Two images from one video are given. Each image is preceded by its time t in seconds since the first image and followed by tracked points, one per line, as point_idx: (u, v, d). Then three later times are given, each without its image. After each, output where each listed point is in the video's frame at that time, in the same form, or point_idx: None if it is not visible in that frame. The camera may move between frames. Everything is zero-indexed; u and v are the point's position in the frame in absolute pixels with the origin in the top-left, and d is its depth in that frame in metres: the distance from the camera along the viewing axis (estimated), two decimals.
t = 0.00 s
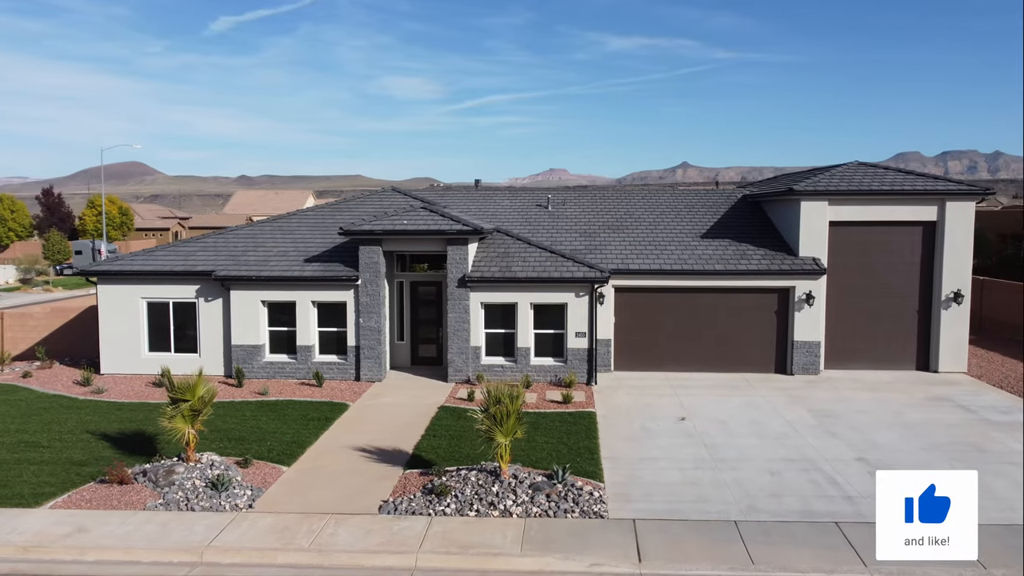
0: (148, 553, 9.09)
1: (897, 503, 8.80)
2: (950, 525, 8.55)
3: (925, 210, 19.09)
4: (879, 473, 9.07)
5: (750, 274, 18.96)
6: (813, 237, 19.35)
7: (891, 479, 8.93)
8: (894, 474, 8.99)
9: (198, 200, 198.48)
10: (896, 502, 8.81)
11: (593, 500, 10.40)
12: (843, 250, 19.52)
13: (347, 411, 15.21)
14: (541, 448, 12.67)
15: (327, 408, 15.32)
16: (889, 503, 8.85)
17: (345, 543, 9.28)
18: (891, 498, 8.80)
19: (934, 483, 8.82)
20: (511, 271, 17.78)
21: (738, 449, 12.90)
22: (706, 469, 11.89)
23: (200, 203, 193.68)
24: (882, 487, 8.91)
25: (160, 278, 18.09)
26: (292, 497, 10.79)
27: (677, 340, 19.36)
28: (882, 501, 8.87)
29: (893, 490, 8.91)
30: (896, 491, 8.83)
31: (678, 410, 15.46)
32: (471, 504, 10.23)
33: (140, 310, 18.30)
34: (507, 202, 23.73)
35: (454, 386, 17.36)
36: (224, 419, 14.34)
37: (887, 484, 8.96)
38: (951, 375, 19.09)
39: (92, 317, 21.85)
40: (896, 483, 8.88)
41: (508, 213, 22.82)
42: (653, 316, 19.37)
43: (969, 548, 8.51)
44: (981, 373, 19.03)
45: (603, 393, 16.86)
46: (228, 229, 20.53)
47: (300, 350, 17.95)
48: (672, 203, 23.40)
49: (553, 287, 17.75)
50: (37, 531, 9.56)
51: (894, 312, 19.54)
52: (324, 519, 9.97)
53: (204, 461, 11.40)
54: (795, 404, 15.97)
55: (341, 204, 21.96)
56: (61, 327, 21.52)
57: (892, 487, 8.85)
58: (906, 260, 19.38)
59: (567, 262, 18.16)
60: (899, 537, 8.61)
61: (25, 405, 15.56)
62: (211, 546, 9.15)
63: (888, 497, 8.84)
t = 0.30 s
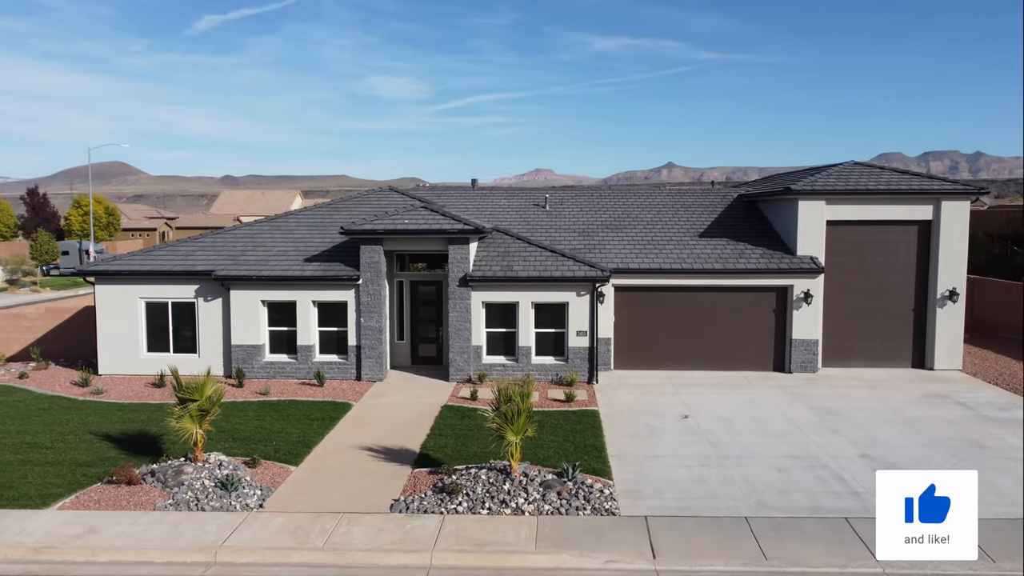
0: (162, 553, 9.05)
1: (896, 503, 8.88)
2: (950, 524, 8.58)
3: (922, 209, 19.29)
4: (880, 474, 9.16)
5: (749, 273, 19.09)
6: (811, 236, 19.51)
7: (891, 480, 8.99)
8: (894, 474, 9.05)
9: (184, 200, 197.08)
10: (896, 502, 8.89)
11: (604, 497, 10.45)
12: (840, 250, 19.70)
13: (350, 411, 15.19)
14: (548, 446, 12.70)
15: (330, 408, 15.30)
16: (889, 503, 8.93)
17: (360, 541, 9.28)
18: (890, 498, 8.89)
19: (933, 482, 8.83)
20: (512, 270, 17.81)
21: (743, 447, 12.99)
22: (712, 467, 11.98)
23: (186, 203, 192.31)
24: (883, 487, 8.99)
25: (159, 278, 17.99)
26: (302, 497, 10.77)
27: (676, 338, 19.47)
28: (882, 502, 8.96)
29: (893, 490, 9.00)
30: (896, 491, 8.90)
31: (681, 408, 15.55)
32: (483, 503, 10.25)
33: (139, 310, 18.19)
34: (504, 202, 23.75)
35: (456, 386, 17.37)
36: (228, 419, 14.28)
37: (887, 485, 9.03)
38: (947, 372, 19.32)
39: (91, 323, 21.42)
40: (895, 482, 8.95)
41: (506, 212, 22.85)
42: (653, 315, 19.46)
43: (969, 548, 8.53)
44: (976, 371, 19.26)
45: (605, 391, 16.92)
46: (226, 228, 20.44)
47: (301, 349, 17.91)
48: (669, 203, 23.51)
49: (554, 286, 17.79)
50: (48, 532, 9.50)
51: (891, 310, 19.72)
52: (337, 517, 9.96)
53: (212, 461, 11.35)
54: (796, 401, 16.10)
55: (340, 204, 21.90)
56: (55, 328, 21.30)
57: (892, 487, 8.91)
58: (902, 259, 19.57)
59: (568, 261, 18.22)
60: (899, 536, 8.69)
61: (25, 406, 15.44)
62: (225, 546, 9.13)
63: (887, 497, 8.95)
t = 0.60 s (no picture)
0: (174, 554, 9.02)
1: (896, 503, 8.23)
2: (951, 525, 7.92)
3: (917, 209, 19.50)
4: (879, 472, 8.42)
5: (747, 272, 19.22)
6: (808, 235, 19.66)
7: (890, 479, 8.24)
8: (894, 472, 8.31)
9: (170, 200, 195.71)
10: (896, 502, 8.24)
11: (614, 495, 10.50)
12: (837, 249, 19.88)
13: (353, 411, 15.16)
14: (555, 444, 12.74)
15: (333, 407, 15.25)
16: (889, 502, 8.32)
17: (373, 540, 9.28)
18: (889, 500, 8.26)
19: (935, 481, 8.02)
20: (513, 269, 17.84)
21: (747, 444, 13.09)
22: (719, 464, 12.07)
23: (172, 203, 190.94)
24: (882, 486, 8.29)
25: (158, 278, 17.89)
26: (312, 496, 10.75)
27: (675, 337, 19.58)
28: (881, 501, 8.38)
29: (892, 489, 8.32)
30: (896, 491, 8.18)
31: (683, 406, 15.64)
32: (494, 501, 10.27)
33: (137, 310, 18.07)
34: (502, 202, 23.77)
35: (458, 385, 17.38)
36: (231, 419, 14.21)
37: (887, 483, 8.30)
38: (942, 370, 19.53)
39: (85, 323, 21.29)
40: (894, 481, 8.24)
41: (504, 212, 22.87)
42: (652, 314, 19.56)
43: (972, 549, 7.85)
44: (970, 368, 19.49)
45: (606, 390, 16.99)
46: (224, 228, 20.34)
47: (301, 349, 17.85)
48: (666, 202, 23.61)
49: (555, 285, 17.83)
50: (58, 534, 9.44)
51: (887, 309, 19.92)
52: (348, 517, 9.95)
53: (220, 462, 11.31)
54: (797, 399, 16.23)
55: (338, 203, 21.85)
56: (49, 329, 21.05)
57: (892, 487, 8.16)
58: (898, 258, 19.77)
59: (569, 260, 18.27)
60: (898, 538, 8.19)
61: (23, 408, 15.30)
62: (238, 546, 9.11)
63: (888, 496, 8.33)
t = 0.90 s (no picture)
0: (187, 554, 8.98)
1: (896, 503, 8.41)
2: (951, 525, 8.06)
3: (912, 208, 19.71)
4: (880, 472, 8.62)
5: (745, 272, 19.36)
6: (805, 235, 19.83)
7: (891, 479, 8.42)
8: (894, 472, 8.51)
9: (155, 200, 194.14)
10: (896, 501, 8.42)
11: (624, 492, 10.56)
12: (833, 248, 20.05)
13: (356, 411, 15.14)
14: (561, 442, 12.79)
15: (335, 407, 15.22)
16: (889, 503, 8.50)
17: (386, 539, 9.29)
18: (889, 498, 8.43)
19: (935, 481, 8.23)
20: (514, 269, 17.88)
21: (751, 442, 13.20)
22: (724, 462, 12.17)
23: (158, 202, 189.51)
24: (883, 486, 8.46)
25: (156, 278, 17.78)
26: (321, 496, 10.74)
27: (674, 336, 19.71)
28: (881, 500, 8.56)
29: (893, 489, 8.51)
30: (896, 491, 8.37)
31: (684, 404, 15.74)
32: (505, 499, 10.31)
33: (135, 311, 17.95)
34: (499, 201, 23.78)
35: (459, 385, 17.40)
36: (234, 420, 14.16)
37: (888, 483, 8.50)
38: (937, 367, 19.75)
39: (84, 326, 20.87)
40: (894, 481, 8.42)
41: (502, 212, 22.89)
42: (649, 313, 19.68)
43: (971, 548, 7.98)
44: (965, 366, 19.72)
45: (607, 389, 17.06)
46: (221, 228, 20.24)
47: (301, 349, 17.80)
48: (663, 202, 23.71)
49: (555, 285, 17.89)
50: (68, 535, 9.38)
51: (882, 307, 20.12)
52: (360, 516, 9.95)
53: (228, 462, 11.27)
54: (796, 397, 16.37)
55: (335, 203, 21.79)
56: (44, 329, 20.90)
57: (892, 487, 8.35)
58: (893, 257, 19.97)
59: (569, 259, 18.33)
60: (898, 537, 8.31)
61: (23, 409, 15.17)
62: (251, 546, 9.09)
63: (887, 496, 8.51)
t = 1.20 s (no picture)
0: (200, 554, 8.96)
1: (896, 503, 9.16)
2: (950, 524, 8.76)
3: (907, 208, 19.93)
4: (880, 477, 9.48)
5: (742, 271, 19.50)
6: (801, 234, 19.99)
7: (891, 481, 9.32)
8: (894, 476, 9.39)
9: (140, 199, 192.53)
10: (896, 502, 9.16)
11: (633, 490, 10.62)
12: (829, 247, 20.23)
13: (359, 410, 15.12)
14: (566, 440, 12.83)
15: (338, 407, 15.19)
16: (889, 503, 9.20)
17: (399, 538, 9.30)
18: (891, 497, 9.19)
19: (933, 483, 9.19)
20: (514, 268, 17.93)
21: (755, 439, 13.31)
22: (729, 459, 12.27)
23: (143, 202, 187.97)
24: (883, 488, 9.30)
25: (155, 278, 17.67)
26: (331, 495, 10.73)
27: (672, 335, 19.83)
28: (883, 502, 9.24)
29: (892, 491, 9.30)
30: (896, 491, 9.20)
31: (686, 403, 15.84)
32: (515, 497, 10.33)
33: (133, 311, 17.83)
34: (495, 201, 23.80)
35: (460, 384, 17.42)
36: (237, 420, 14.11)
37: (888, 486, 9.34)
38: (932, 365, 19.98)
39: (73, 328, 20.74)
40: (894, 483, 9.26)
41: (498, 211, 22.92)
42: (647, 312, 19.80)
43: (970, 548, 8.62)
44: (958, 364, 19.96)
45: (608, 387, 17.14)
46: (218, 228, 20.13)
47: (300, 349, 17.75)
48: (659, 202, 23.82)
49: (555, 284, 17.95)
50: (78, 536, 9.33)
51: (877, 306, 20.32)
52: (371, 515, 9.96)
53: (235, 462, 11.23)
54: (796, 395, 16.52)
55: (332, 203, 21.73)
56: (38, 329, 20.72)
57: (892, 487, 9.23)
58: (888, 256, 20.18)
59: (569, 259, 18.39)
60: (899, 535, 8.82)
61: (21, 409, 15.05)
62: (264, 545, 9.08)
63: (888, 498, 9.25)
